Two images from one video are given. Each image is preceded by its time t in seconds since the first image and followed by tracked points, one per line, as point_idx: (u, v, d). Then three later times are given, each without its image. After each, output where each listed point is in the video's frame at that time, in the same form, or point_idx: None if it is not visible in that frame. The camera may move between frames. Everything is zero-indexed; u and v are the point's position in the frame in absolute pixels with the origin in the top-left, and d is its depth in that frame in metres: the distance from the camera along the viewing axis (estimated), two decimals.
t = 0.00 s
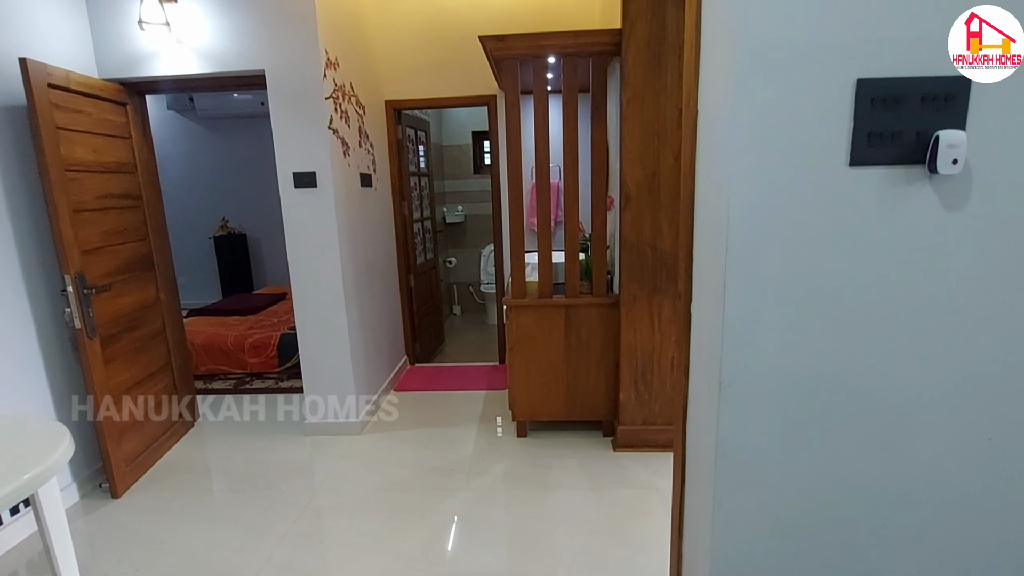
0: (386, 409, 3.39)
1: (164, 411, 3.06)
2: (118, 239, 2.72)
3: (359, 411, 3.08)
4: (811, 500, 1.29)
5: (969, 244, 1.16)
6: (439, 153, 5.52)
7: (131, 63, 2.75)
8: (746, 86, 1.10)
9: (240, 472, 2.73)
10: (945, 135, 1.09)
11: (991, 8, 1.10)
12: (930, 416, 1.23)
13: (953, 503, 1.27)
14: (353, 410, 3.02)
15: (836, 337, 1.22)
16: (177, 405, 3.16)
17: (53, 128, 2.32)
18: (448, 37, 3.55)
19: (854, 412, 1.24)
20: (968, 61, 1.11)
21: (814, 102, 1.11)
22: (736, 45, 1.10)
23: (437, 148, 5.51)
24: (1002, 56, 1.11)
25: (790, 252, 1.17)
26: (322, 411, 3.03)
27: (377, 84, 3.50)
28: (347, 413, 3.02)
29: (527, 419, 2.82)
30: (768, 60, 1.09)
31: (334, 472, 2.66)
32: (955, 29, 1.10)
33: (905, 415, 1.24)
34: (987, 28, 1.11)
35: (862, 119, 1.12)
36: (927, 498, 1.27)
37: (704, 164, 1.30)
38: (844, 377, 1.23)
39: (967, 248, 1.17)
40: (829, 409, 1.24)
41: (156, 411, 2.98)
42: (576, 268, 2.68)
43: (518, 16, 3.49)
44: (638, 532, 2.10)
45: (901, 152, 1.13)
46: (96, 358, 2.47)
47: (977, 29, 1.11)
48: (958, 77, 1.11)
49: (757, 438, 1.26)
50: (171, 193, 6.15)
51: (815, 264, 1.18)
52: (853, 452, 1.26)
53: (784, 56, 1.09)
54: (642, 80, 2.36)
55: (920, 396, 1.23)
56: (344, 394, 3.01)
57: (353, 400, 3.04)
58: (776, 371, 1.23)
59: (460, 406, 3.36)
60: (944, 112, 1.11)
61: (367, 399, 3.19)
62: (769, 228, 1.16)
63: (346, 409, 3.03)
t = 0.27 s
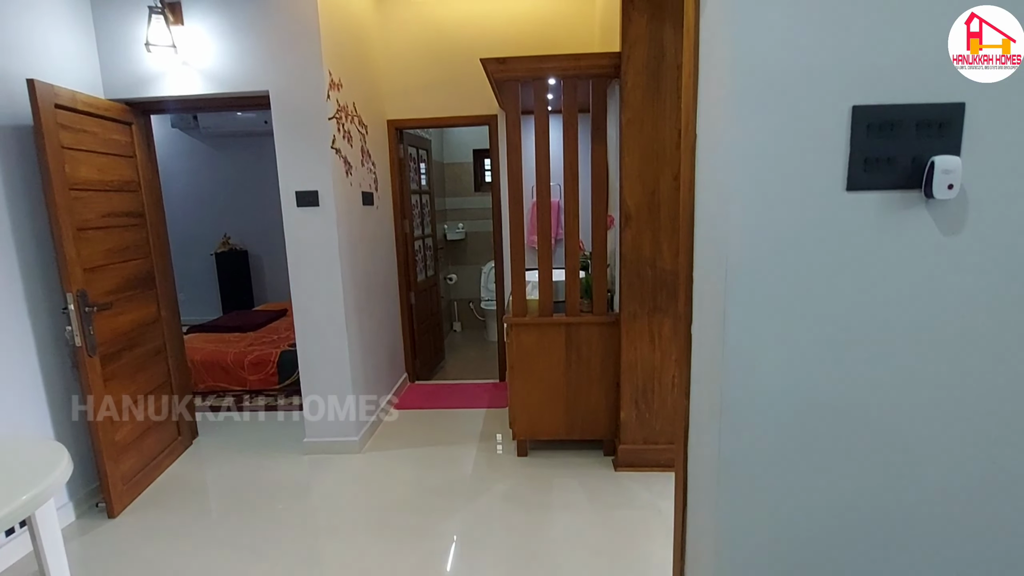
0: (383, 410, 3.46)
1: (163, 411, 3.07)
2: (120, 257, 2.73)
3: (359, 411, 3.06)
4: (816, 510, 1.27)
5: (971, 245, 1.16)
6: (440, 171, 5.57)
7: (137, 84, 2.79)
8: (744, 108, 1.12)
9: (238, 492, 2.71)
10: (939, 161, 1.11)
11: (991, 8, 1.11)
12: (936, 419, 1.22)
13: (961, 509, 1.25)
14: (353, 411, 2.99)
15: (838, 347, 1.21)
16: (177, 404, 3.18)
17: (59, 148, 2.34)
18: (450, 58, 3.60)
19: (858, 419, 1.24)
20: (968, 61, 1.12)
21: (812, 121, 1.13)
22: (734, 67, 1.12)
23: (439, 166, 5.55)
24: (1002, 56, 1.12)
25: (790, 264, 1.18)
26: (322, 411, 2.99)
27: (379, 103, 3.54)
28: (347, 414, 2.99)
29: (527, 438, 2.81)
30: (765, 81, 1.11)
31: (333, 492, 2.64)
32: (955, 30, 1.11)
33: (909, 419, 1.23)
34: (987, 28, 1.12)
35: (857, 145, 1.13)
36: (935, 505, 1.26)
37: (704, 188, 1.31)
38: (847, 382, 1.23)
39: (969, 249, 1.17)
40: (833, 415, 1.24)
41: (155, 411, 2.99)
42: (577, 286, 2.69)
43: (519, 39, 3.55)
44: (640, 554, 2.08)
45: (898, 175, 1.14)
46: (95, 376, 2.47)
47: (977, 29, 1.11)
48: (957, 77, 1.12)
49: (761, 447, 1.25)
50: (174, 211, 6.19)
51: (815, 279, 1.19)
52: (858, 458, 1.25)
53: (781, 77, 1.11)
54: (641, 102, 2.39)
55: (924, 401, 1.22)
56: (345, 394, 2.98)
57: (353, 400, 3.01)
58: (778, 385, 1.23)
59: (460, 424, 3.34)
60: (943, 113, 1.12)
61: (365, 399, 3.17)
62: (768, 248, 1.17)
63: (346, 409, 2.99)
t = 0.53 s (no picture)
0: (383, 410, 3.46)
1: (164, 411, 3.06)
2: (123, 276, 2.74)
3: (359, 411, 3.03)
4: (823, 520, 1.26)
5: (974, 245, 1.16)
6: (443, 189, 5.61)
7: (144, 105, 2.84)
8: (745, 128, 1.13)
9: (237, 512, 2.68)
10: (938, 186, 1.12)
11: (991, 7, 1.12)
12: (943, 422, 1.21)
13: (971, 514, 1.24)
14: (353, 411, 2.96)
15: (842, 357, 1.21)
16: (177, 404, 3.18)
17: (65, 168, 2.37)
18: (453, 80, 3.66)
19: (865, 424, 1.23)
20: (969, 61, 1.13)
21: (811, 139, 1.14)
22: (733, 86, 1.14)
23: (440, 185, 5.60)
24: (1002, 56, 1.13)
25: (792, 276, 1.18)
26: (322, 411, 2.95)
27: (382, 124, 3.58)
28: (347, 414, 2.95)
29: (529, 458, 2.79)
30: (765, 102, 1.12)
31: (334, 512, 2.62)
32: (955, 30, 1.12)
33: (916, 423, 1.22)
34: (987, 28, 1.13)
35: (857, 170, 1.15)
36: (944, 511, 1.24)
37: (704, 211, 1.32)
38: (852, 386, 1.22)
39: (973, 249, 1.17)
40: (839, 420, 1.23)
41: (156, 411, 2.99)
42: (578, 305, 2.70)
43: (521, 62, 3.60)
44: None
45: (897, 196, 1.15)
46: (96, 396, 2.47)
47: (977, 29, 1.13)
48: (958, 77, 1.13)
49: (766, 455, 1.24)
50: (177, 228, 6.23)
51: (817, 293, 1.19)
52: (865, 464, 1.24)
53: (781, 96, 1.12)
54: (641, 123, 2.42)
55: (931, 406, 1.21)
56: (345, 394, 2.94)
57: (353, 399, 2.98)
58: (781, 399, 1.22)
59: (461, 443, 3.33)
60: (943, 113, 1.13)
61: (365, 399, 3.15)
62: (769, 267, 1.17)
63: (346, 409, 2.95)
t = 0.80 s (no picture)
0: (383, 410, 3.44)
1: (164, 411, 3.05)
2: (126, 294, 2.75)
3: (359, 411, 3.00)
4: (832, 529, 1.24)
5: (979, 245, 1.16)
6: (444, 206, 5.65)
7: (149, 125, 2.87)
8: (745, 142, 1.14)
9: (237, 532, 2.66)
10: (937, 207, 1.12)
11: (991, 8, 1.13)
12: (952, 425, 1.20)
13: (982, 521, 1.22)
14: (353, 411, 2.93)
15: (847, 363, 1.20)
16: (177, 404, 3.16)
17: (70, 188, 2.39)
18: (455, 99, 3.70)
19: (872, 430, 1.21)
20: (969, 61, 1.14)
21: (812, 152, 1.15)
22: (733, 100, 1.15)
23: (442, 201, 5.63)
24: (1002, 56, 1.14)
25: (795, 284, 1.18)
26: (322, 411, 2.92)
27: (384, 143, 3.62)
28: (347, 414, 2.92)
29: (531, 476, 2.77)
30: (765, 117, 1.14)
31: (334, 532, 2.59)
32: (955, 30, 1.13)
33: (924, 427, 1.21)
34: (987, 28, 1.13)
35: (856, 192, 1.15)
36: (954, 517, 1.22)
37: (704, 230, 1.33)
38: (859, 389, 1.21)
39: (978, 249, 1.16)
40: (845, 424, 1.22)
41: (156, 411, 2.98)
42: (580, 321, 2.70)
43: (521, 82, 3.65)
44: None
45: (897, 211, 1.16)
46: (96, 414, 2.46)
47: (977, 29, 1.13)
48: (958, 77, 1.13)
49: (772, 462, 1.23)
50: (180, 245, 6.26)
51: (820, 302, 1.19)
52: (873, 470, 1.22)
53: (781, 107, 1.13)
54: (641, 141, 2.44)
55: (937, 412, 1.20)
56: (345, 394, 2.92)
57: (353, 400, 2.95)
58: (785, 410, 1.21)
59: (463, 461, 3.30)
60: (945, 114, 1.14)
61: (365, 400, 3.12)
62: (770, 281, 1.18)
63: (346, 410, 2.92)
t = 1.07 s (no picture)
0: (383, 410, 3.41)
1: (164, 411, 3.04)
2: (129, 311, 2.76)
3: (359, 412, 2.98)
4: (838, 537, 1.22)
5: (982, 244, 1.15)
6: (446, 222, 5.67)
7: (154, 144, 2.90)
8: (747, 155, 1.14)
9: (236, 553, 2.62)
10: (938, 228, 1.12)
11: (991, 7, 1.13)
12: (959, 431, 1.18)
13: (994, 531, 1.20)
14: (353, 411, 2.90)
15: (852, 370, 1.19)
16: (177, 404, 3.15)
17: (75, 207, 2.41)
18: (457, 117, 3.74)
19: (878, 435, 1.20)
20: (969, 61, 1.14)
21: (812, 162, 1.15)
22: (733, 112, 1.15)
23: (444, 218, 5.66)
24: (1002, 56, 1.14)
25: (799, 294, 1.17)
26: (322, 411, 2.89)
27: (387, 161, 3.65)
28: (347, 415, 2.89)
29: (534, 496, 2.74)
30: (766, 130, 1.14)
31: (334, 553, 2.56)
32: (955, 30, 1.13)
33: (930, 430, 1.19)
34: (987, 28, 1.14)
35: (856, 213, 1.16)
36: (963, 523, 1.20)
37: (706, 248, 1.33)
38: (864, 392, 1.19)
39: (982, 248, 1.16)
40: (851, 429, 1.20)
41: (156, 411, 2.97)
42: (582, 339, 2.69)
43: (522, 101, 3.68)
44: None
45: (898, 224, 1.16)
46: (97, 433, 2.45)
47: (977, 29, 1.14)
48: (958, 77, 1.14)
49: (777, 474, 1.21)
50: (182, 262, 6.28)
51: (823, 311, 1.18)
52: (881, 475, 1.20)
53: (781, 118, 1.14)
54: (642, 160, 2.46)
55: (944, 420, 1.19)
56: (345, 394, 2.89)
57: (353, 400, 2.93)
58: (789, 422, 1.20)
59: (464, 480, 3.27)
60: (946, 114, 1.14)
61: (365, 400, 3.09)
62: (773, 295, 1.17)
63: (346, 410, 2.90)
